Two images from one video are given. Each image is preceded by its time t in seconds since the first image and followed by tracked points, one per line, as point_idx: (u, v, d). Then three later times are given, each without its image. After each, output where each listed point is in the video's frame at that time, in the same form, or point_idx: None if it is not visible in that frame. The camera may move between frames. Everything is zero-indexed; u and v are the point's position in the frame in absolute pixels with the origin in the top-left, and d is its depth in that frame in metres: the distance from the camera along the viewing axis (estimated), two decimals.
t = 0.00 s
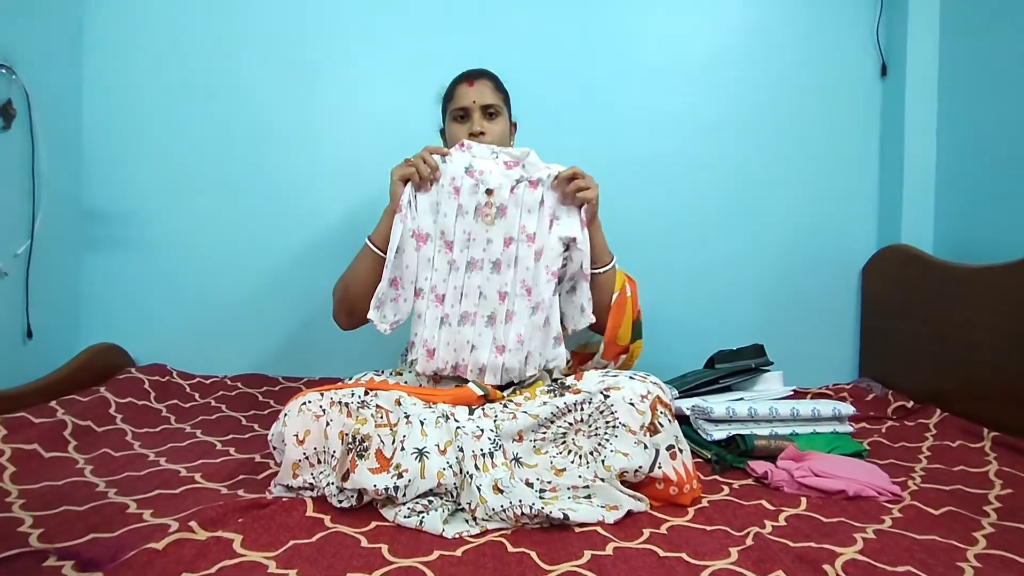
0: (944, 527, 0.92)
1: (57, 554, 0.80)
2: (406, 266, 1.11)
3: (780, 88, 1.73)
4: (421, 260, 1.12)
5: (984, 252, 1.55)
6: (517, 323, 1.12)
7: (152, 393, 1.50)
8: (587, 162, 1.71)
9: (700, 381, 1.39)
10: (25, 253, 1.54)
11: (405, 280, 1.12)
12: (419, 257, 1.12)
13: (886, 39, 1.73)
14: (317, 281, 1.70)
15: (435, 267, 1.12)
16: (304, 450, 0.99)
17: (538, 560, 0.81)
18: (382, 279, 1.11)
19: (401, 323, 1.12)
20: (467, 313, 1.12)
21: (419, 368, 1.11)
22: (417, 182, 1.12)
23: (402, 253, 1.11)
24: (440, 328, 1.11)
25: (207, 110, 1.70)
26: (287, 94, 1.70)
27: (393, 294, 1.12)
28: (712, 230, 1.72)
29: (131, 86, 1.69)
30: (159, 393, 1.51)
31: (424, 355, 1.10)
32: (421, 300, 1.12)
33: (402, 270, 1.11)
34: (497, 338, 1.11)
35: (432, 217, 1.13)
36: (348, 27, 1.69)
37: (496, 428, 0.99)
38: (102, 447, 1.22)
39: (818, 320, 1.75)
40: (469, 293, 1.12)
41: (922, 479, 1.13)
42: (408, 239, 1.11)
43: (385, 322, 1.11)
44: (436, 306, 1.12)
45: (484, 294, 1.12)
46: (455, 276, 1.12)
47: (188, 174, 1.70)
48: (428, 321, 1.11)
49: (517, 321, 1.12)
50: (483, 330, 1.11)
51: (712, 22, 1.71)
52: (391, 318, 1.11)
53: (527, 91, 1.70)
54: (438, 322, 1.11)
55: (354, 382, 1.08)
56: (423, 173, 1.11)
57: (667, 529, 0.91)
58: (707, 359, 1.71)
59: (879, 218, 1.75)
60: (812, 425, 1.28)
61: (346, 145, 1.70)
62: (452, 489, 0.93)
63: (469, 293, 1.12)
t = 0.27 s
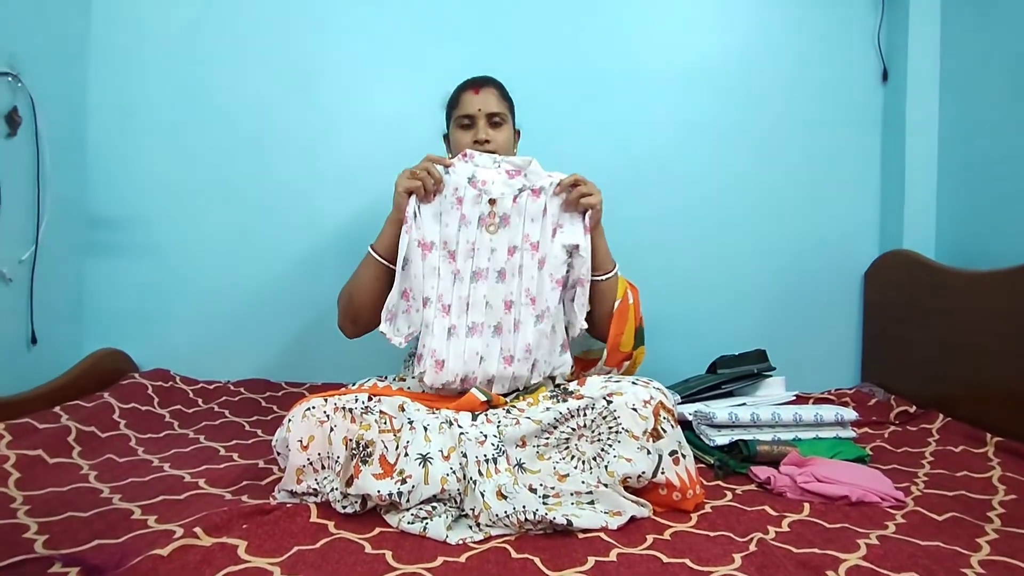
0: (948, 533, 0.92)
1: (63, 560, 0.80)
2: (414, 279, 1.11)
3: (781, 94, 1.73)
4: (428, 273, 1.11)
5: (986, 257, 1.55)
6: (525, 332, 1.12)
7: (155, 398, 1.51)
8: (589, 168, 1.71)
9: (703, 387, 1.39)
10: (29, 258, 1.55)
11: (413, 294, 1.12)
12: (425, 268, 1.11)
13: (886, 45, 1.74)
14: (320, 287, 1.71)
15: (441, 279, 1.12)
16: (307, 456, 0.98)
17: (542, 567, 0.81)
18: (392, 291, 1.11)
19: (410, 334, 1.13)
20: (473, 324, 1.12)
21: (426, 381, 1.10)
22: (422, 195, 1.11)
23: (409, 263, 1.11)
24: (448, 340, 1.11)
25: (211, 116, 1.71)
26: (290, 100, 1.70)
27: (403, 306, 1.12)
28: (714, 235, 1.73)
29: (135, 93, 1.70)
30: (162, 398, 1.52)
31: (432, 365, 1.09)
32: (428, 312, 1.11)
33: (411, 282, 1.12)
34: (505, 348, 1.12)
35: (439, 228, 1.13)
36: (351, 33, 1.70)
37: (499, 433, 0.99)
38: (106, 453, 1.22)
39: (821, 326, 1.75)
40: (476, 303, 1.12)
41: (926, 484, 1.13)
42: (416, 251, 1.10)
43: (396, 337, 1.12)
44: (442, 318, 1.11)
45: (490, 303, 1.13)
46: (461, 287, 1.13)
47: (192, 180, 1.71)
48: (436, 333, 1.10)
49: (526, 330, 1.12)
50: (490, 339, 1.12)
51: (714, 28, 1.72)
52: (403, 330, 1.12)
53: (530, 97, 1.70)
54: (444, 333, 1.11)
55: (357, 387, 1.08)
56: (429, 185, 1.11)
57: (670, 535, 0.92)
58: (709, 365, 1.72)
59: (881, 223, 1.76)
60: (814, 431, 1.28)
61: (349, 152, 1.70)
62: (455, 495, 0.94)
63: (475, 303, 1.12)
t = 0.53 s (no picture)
0: (951, 536, 0.92)
1: (64, 561, 0.80)
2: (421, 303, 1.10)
3: (783, 95, 1.73)
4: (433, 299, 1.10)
5: (988, 259, 1.55)
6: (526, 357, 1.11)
7: (157, 399, 1.51)
8: (590, 169, 1.71)
9: (704, 388, 1.39)
10: (32, 259, 1.55)
11: (420, 317, 1.10)
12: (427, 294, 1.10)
13: (888, 47, 1.73)
14: (321, 288, 1.71)
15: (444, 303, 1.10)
16: (309, 457, 0.99)
17: (544, 569, 0.81)
18: (401, 311, 1.09)
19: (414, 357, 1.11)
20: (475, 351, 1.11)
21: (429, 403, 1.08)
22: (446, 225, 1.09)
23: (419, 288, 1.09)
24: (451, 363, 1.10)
25: (213, 117, 1.71)
26: (292, 100, 1.70)
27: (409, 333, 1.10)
28: (715, 236, 1.73)
29: (137, 94, 1.71)
30: (164, 399, 1.52)
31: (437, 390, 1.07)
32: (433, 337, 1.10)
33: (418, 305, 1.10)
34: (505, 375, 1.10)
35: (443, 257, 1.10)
36: (353, 33, 1.70)
37: (501, 435, 0.98)
38: (108, 454, 1.22)
39: (822, 327, 1.75)
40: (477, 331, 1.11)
41: (928, 487, 1.12)
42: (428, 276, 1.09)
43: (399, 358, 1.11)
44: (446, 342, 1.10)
45: (489, 332, 1.11)
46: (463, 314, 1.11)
47: (194, 181, 1.71)
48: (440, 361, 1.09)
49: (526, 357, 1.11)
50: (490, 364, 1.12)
51: (715, 29, 1.72)
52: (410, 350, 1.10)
53: (531, 98, 1.70)
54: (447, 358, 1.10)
55: (358, 388, 1.08)
56: (445, 216, 1.08)
57: (672, 536, 0.91)
58: (711, 366, 1.71)
59: (883, 225, 1.75)
60: (816, 433, 1.29)
61: (350, 153, 1.70)
62: (457, 496, 0.94)
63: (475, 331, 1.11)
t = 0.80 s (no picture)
0: (951, 536, 0.92)
1: (64, 560, 0.80)
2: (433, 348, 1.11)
3: (783, 94, 1.73)
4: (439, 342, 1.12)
5: (988, 259, 1.55)
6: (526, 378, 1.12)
7: (157, 399, 1.51)
8: (590, 168, 1.71)
9: (704, 388, 1.39)
10: (32, 258, 1.55)
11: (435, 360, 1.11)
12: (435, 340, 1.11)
13: (888, 46, 1.73)
14: (320, 287, 1.71)
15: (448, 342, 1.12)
16: (308, 458, 0.98)
17: (543, 568, 0.81)
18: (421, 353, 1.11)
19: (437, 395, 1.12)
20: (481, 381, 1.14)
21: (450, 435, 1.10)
22: (448, 259, 1.11)
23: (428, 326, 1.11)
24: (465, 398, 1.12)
25: (213, 116, 1.71)
26: (292, 99, 1.70)
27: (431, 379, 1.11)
28: (716, 235, 1.73)
29: (137, 92, 1.70)
30: (164, 398, 1.52)
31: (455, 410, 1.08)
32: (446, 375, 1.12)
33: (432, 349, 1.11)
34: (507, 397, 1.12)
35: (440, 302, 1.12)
36: (353, 32, 1.70)
37: (500, 434, 0.99)
38: (108, 453, 1.22)
39: (822, 327, 1.75)
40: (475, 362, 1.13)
41: (928, 487, 1.12)
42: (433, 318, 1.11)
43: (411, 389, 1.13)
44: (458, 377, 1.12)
45: (480, 363, 1.13)
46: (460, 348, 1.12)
47: (193, 180, 1.71)
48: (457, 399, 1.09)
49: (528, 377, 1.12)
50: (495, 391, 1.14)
51: (715, 29, 1.72)
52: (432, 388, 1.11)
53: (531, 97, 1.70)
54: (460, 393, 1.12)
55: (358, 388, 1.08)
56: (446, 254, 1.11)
57: (672, 536, 0.91)
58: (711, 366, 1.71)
59: (883, 224, 1.75)
60: (816, 433, 1.29)
61: (351, 152, 1.70)
62: (457, 496, 0.94)
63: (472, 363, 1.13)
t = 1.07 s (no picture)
0: (949, 535, 0.92)
1: (63, 559, 0.80)
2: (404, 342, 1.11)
3: (782, 94, 1.73)
4: (411, 336, 1.10)
5: (987, 258, 1.55)
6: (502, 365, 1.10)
7: (156, 398, 1.51)
8: (590, 167, 1.71)
9: (703, 388, 1.39)
10: (30, 257, 1.55)
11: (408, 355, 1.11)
12: (406, 335, 1.11)
13: (887, 46, 1.73)
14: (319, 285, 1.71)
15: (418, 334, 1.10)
16: (307, 459, 0.98)
17: (542, 568, 0.81)
18: (393, 343, 1.11)
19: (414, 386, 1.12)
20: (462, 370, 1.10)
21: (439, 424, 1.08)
22: (414, 250, 1.08)
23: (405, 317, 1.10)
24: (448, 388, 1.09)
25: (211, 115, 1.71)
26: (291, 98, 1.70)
27: (406, 373, 1.11)
28: (715, 235, 1.73)
29: (136, 91, 1.70)
30: (163, 397, 1.52)
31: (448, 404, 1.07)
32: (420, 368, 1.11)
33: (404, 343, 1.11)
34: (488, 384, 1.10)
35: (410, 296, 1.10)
36: (352, 30, 1.69)
37: (500, 434, 0.99)
38: (106, 452, 1.22)
39: (821, 326, 1.75)
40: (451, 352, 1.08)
41: (926, 486, 1.13)
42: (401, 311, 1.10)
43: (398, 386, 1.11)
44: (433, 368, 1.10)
45: (457, 352, 1.08)
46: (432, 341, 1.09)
47: (192, 178, 1.71)
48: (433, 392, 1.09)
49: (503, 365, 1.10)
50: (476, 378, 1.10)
51: (715, 28, 1.72)
52: (406, 381, 1.10)
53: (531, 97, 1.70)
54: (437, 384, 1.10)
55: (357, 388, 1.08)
56: (408, 245, 1.08)
57: (670, 535, 0.92)
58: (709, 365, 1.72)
59: (882, 224, 1.75)
60: (814, 432, 1.29)
61: (350, 151, 1.70)
62: (456, 496, 0.94)
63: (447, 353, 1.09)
